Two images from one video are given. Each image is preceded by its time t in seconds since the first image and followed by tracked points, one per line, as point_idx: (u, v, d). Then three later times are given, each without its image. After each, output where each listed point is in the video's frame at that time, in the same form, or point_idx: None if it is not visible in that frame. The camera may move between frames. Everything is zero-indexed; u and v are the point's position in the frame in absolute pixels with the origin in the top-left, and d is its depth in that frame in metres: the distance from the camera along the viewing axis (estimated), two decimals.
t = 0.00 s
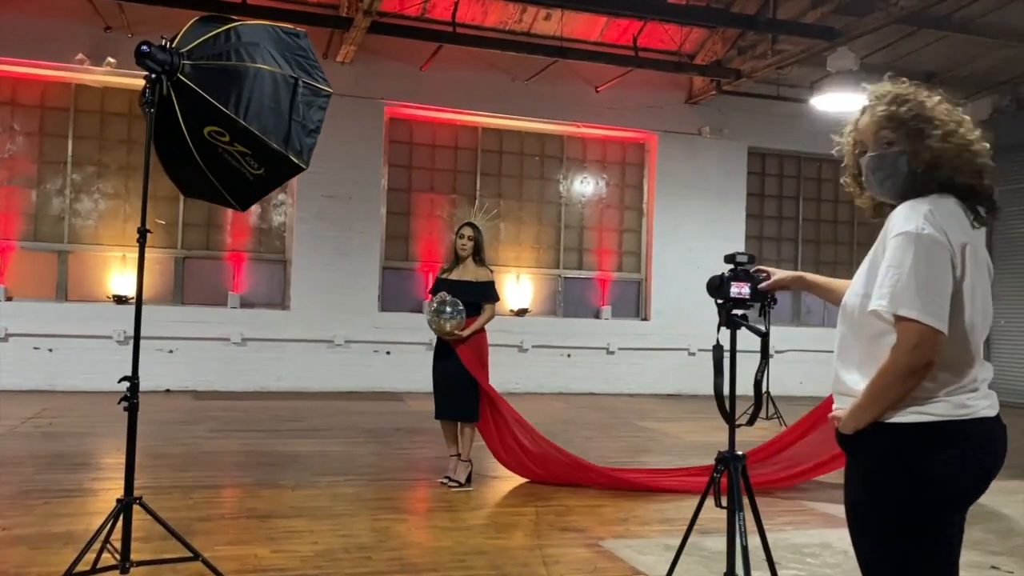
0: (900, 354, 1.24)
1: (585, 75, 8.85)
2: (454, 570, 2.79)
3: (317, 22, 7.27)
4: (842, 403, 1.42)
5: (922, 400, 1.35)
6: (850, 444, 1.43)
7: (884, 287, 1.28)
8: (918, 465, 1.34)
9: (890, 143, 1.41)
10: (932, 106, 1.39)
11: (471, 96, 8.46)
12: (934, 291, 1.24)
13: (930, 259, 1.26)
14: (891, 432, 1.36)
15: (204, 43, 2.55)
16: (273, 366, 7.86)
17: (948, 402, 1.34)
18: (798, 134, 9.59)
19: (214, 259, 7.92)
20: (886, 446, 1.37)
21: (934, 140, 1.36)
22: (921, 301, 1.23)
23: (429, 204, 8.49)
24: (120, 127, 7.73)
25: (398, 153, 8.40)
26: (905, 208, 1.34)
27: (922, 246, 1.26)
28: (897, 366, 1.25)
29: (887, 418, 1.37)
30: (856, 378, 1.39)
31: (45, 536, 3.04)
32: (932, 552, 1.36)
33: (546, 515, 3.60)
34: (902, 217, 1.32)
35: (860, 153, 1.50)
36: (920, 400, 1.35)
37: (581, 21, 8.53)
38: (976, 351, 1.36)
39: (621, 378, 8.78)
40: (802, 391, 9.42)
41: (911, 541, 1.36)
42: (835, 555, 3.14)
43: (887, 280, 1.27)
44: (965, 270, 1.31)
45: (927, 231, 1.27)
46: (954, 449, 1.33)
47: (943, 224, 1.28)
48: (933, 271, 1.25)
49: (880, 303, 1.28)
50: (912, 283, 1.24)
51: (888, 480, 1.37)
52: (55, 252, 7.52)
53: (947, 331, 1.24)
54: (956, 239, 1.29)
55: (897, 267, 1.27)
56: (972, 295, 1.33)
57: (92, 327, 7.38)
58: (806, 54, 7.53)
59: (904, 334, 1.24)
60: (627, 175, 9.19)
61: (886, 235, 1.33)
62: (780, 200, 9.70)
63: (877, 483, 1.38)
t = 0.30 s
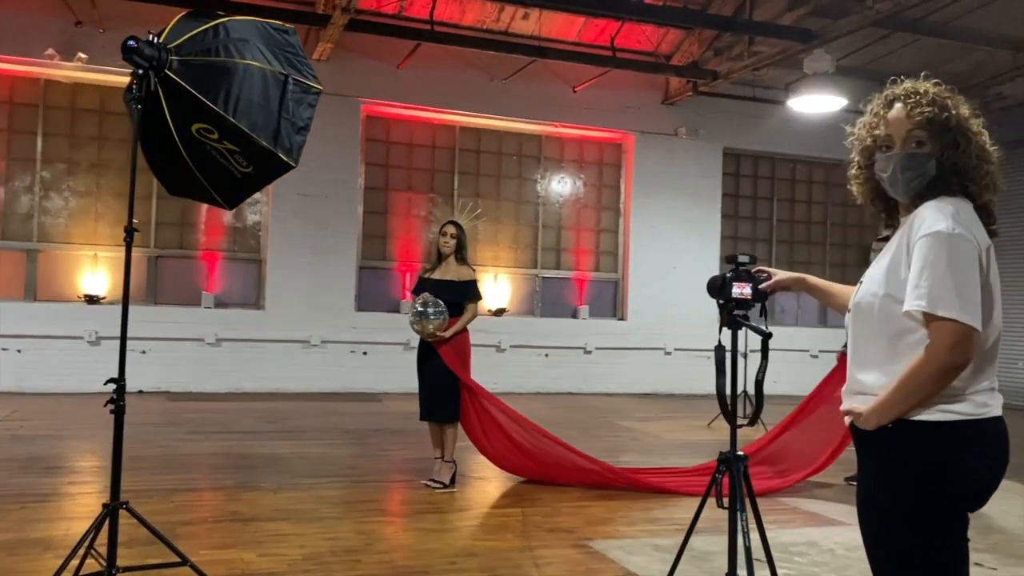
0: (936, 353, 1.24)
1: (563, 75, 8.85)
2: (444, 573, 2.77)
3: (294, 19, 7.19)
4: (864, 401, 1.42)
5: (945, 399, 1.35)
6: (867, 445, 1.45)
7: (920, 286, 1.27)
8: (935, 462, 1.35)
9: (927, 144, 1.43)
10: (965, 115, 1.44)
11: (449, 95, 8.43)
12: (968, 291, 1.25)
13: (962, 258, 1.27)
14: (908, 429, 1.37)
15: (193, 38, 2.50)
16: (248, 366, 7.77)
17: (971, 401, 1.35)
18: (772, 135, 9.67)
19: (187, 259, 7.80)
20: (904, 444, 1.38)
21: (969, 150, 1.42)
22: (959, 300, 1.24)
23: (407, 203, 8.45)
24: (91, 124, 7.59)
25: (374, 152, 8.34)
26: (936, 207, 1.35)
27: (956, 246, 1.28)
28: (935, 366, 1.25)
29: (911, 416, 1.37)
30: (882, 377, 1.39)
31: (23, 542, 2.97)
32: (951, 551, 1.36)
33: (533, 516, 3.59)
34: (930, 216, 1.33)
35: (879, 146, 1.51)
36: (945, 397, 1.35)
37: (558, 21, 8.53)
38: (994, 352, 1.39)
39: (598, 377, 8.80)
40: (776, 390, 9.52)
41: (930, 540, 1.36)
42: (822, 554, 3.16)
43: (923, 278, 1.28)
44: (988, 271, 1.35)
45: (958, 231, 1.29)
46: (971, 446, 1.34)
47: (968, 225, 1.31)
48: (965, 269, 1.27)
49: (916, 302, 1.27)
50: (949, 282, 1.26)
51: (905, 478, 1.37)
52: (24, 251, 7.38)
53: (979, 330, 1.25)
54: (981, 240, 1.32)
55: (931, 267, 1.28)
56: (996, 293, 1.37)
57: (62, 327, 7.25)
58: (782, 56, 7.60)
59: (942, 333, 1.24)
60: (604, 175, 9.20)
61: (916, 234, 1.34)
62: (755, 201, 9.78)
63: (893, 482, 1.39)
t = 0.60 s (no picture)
0: (956, 341, 1.28)
1: (537, 73, 8.85)
2: (428, 572, 2.75)
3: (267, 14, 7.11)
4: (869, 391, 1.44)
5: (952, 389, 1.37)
6: (866, 438, 1.46)
7: (937, 278, 1.30)
8: (930, 462, 1.37)
9: (918, 142, 1.44)
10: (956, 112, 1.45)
11: (422, 93, 8.40)
12: (982, 279, 1.30)
13: (972, 249, 1.32)
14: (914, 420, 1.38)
15: (174, 30, 2.45)
16: (219, 366, 7.67)
17: (977, 392, 1.37)
18: (743, 136, 9.76)
19: (157, 257, 7.69)
20: (898, 446, 1.40)
21: (959, 147, 1.44)
22: (976, 290, 1.28)
23: (380, 201, 8.40)
24: (57, 119, 7.45)
25: (348, 149, 8.27)
26: (938, 201, 1.39)
27: (967, 237, 1.33)
28: (958, 353, 1.27)
29: (918, 405, 1.38)
30: (888, 365, 1.42)
31: None
32: (950, 548, 1.39)
33: (515, 514, 3.58)
34: (934, 210, 1.37)
35: (871, 144, 1.52)
36: (954, 387, 1.36)
37: (533, 20, 8.53)
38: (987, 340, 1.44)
39: (572, 376, 8.82)
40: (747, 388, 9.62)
41: (928, 533, 1.39)
42: (803, 548, 3.18)
43: (940, 268, 1.31)
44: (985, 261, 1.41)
45: (967, 223, 1.34)
46: (964, 443, 1.35)
47: (971, 217, 1.36)
48: (978, 259, 1.31)
49: (934, 292, 1.30)
50: (966, 271, 1.29)
51: (902, 480, 1.39)
52: None
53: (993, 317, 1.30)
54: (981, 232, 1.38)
55: (946, 257, 1.31)
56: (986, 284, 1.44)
57: (28, 327, 7.12)
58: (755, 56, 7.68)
59: (964, 320, 1.28)
60: (578, 174, 9.22)
61: (923, 226, 1.37)
62: (726, 201, 9.86)
63: (890, 483, 1.41)
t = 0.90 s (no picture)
0: (943, 343, 1.29)
1: (509, 73, 8.84)
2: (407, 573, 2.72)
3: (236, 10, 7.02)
4: (856, 390, 1.45)
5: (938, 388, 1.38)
6: (855, 437, 1.47)
7: (922, 281, 1.31)
8: (916, 462, 1.38)
9: (876, 145, 1.45)
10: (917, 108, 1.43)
11: (394, 91, 8.34)
12: (967, 282, 1.30)
13: (961, 252, 1.32)
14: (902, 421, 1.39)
15: (149, 23, 2.38)
16: (186, 366, 7.56)
17: (962, 391, 1.38)
18: (713, 137, 9.83)
19: (123, 255, 7.55)
20: (886, 447, 1.41)
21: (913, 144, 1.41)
22: (961, 293, 1.29)
23: (351, 200, 8.33)
24: (19, 115, 7.29)
25: (318, 147, 8.19)
26: (926, 201, 1.39)
27: (955, 240, 1.33)
28: (942, 355, 1.29)
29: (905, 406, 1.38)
30: (874, 366, 1.43)
31: None
32: (939, 546, 1.39)
33: (492, 514, 3.56)
34: (924, 210, 1.37)
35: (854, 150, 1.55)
36: (941, 387, 1.37)
37: (505, 19, 8.52)
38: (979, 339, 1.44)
39: (544, 375, 8.82)
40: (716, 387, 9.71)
41: (918, 532, 1.40)
42: (780, 546, 3.20)
43: (924, 271, 1.31)
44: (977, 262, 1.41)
45: (956, 225, 1.34)
46: (951, 442, 1.36)
47: (962, 218, 1.36)
48: (964, 262, 1.32)
49: (919, 295, 1.31)
50: (952, 274, 1.30)
51: (888, 480, 1.40)
52: None
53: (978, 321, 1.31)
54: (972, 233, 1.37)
55: (933, 260, 1.32)
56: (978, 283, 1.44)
57: None
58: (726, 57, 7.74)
59: (948, 323, 1.29)
60: (550, 174, 9.22)
61: (912, 228, 1.37)
62: (696, 201, 9.93)
63: (878, 484, 1.42)
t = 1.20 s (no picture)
0: (929, 352, 1.28)
1: (481, 72, 8.81)
2: None
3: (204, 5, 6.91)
4: (846, 394, 1.44)
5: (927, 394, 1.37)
6: (845, 438, 1.46)
7: (908, 289, 1.30)
8: (908, 462, 1.37)
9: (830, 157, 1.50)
10: (861, 114, 1.46)
11: (365, 89, 8.27)
12: (954, 291, 1.29)
13: (949, 259, 1.31)
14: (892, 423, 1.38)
15: (123, 16, 2.32)
16: (153, 368, 7.43)
17: (952, 396, 1.37)
18: (683, 138, 9.88)
19: (87, 255, 7.39)
20: (877, 448, 1.40)
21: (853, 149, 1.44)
22: (948, 302, 1.28)
23: (322, 199, 8.24)
24: None
25: (287, 145, 8.10)
26: (915, 206, 1.38)
27: (942, 247, 1.31)
28: (928, 364, 1.28)
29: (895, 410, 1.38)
30: (862, 371, 1.42)
31: None
32: (930, 545, 1.39)
33: (470, 517, 3.53)
34: (913, 215, 1.36)
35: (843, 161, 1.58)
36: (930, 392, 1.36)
37: (477, 18, 8.48)
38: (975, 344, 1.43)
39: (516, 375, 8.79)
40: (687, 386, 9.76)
41: (910, 532, 1.39)
42: (758, 545, 3.21)
43: (909, 279, 1.31)
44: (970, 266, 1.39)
45: (944, 231, 1.32)
46: (942, 442, 1.36)
47: (952, 224, 1.34)
48: (951, 270, 1.30)
49: (905, 303, 1.30)
50: (937, 282, 1.29)
51: (880, 480, 1.40)
52: None
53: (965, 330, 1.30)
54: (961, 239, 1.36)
55: (919, 267, 1.31)
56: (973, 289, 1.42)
57: None
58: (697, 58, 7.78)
59: (933, 331, 1.28)
60: (522, 174, 9.21)
61: (903, 233, 1.36)
62: (667, 202, 9.97)
63: (869, 484, 1.41)
